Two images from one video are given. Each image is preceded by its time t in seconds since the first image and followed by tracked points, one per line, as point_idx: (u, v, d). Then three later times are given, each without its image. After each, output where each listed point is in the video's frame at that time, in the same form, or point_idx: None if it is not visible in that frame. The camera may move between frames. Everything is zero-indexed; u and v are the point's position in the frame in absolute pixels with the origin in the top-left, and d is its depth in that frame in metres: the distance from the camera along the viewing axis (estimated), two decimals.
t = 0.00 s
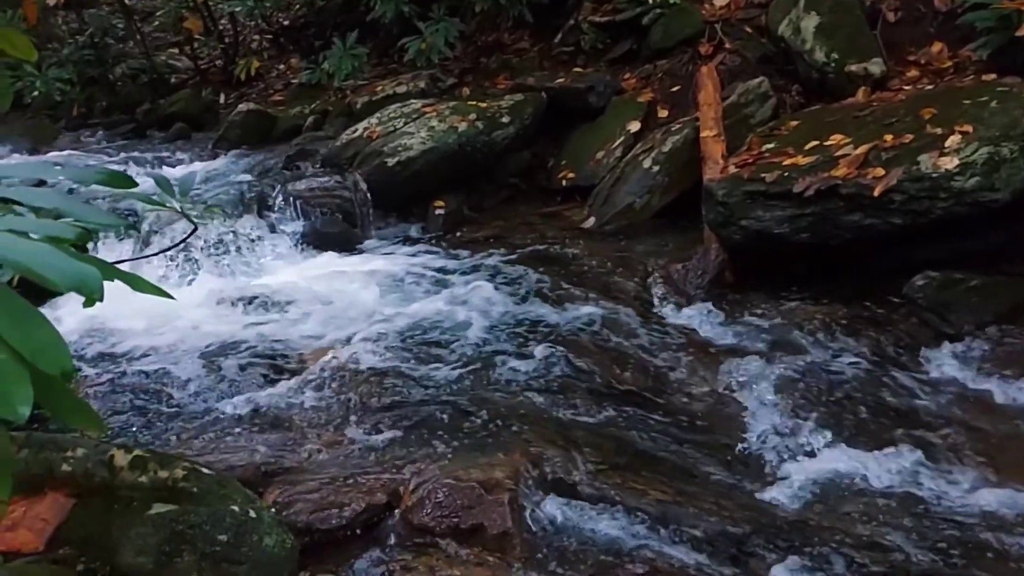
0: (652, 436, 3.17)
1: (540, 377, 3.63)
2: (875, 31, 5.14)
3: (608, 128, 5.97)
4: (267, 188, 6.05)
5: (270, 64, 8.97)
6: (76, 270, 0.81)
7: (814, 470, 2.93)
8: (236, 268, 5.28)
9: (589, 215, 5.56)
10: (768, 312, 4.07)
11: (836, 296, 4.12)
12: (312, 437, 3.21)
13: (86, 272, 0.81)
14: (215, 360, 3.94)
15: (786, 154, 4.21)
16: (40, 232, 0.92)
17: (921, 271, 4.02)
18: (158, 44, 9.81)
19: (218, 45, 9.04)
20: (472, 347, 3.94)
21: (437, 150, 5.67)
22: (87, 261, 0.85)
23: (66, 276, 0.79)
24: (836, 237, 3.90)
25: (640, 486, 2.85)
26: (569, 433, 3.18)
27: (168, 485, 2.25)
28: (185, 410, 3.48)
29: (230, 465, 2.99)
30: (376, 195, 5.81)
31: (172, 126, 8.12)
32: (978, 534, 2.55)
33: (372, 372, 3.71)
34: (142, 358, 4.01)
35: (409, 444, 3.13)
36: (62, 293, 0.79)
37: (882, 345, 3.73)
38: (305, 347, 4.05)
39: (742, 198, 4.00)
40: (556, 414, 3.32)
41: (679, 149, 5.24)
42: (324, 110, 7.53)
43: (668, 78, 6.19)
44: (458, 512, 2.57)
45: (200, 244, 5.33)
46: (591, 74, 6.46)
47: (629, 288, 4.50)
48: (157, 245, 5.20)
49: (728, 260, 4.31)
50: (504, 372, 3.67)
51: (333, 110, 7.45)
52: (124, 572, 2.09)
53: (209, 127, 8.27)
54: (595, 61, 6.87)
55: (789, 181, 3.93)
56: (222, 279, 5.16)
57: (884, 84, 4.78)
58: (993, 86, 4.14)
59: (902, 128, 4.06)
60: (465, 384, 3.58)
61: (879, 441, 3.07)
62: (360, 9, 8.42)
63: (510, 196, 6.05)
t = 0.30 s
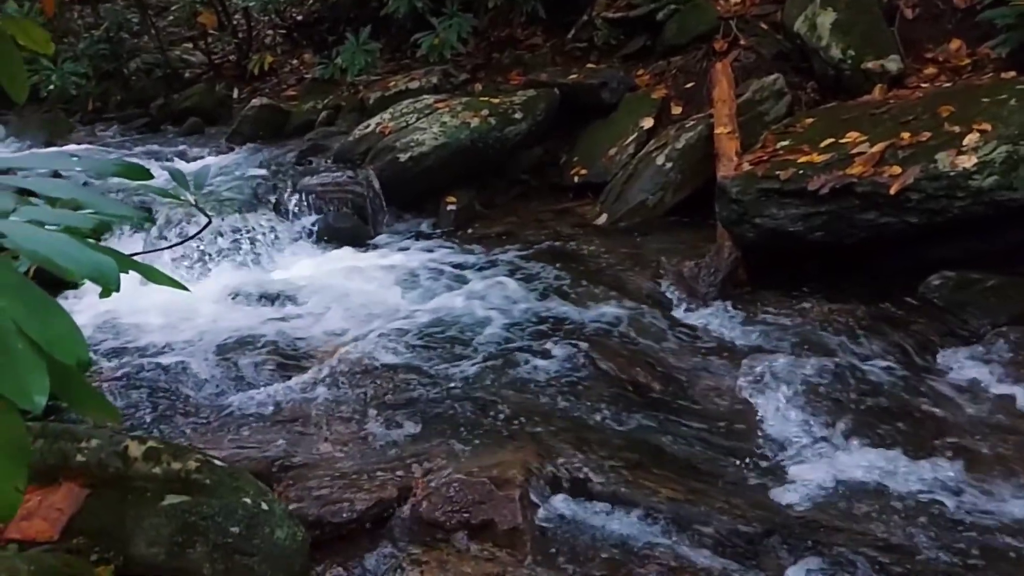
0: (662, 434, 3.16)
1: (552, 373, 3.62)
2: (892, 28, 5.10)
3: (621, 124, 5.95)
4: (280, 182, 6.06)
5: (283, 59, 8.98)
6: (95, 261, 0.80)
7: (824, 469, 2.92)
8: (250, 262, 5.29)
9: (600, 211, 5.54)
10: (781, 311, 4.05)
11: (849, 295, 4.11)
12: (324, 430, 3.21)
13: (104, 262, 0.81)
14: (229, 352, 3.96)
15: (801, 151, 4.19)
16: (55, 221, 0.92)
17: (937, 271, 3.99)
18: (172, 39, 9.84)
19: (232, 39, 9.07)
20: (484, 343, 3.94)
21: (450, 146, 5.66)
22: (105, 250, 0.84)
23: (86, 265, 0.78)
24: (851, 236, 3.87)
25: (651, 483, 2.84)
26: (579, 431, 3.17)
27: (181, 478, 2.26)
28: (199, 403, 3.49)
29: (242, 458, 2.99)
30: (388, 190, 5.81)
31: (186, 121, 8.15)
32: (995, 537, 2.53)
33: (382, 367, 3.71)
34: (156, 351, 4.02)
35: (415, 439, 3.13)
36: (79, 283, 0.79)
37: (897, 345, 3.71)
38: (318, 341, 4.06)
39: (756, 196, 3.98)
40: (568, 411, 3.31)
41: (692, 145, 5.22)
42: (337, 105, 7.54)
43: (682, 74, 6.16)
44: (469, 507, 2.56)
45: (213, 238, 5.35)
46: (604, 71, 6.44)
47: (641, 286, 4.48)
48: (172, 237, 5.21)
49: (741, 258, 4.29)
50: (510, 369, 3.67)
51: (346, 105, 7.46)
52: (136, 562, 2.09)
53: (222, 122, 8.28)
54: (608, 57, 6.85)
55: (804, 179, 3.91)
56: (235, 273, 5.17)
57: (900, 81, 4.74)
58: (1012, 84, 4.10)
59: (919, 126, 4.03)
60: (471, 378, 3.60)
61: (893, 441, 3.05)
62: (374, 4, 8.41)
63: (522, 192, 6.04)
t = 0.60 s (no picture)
0: (675, 434, 3.14)
1: (566, 372, 3.61)
2: (913, 28, 5.06)
3: (637, 123, 5.93)
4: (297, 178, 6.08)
5: (300, 56, 9.01)
6: (117, 254, 0.80)
7: (837, 471, 2.90)
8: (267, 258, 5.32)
9: (615, 211, 5.52)
10: (797, 312, 4.03)
11: (866, 298, 4.08)
12: (339, 425, 3.22)
13: (125, 256, 0.81)
14: (246, 345, 4.00)
15: (819, 151, 4.16)
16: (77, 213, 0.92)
17: (956, 274, 3.96)
18: (191, 36, 9.88)
19: (251, 37, 9.12)
20: (499, 341, 3.94)
21: (465, 144, 5.66)
22: (126, 245, 0.85)
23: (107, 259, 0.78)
24: (869, 237, 3.84)
25: (665, 484, 2.83)
26: (592, 430, 3.16)
27: (197, 470, 2.26)
28: (216, 396, 3.51)
29: (259, 451, 3.00)
30: (403, 187, 5.81)
31: (203, 117, 8.18)
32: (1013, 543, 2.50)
33: (396, 363, 3.73)
34: (174, 345, 4.04)
35: (427, 435, 3.14)
36: (101, 275, 0.79)
37: (914, 347, 3.67)
38: (333, 336, 4.09)
39: (773, 196, 3.96)
40: (582, 410, 3.30)
41: (708, 145, 5.19)
42: (353, 102, 7.55)
43: (699, 74, 6.13)
44: (482, 505, 2.56)
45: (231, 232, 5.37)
46: (621, 69, 6.42)
47: (655, 285, 4.47)
48: (191, 231, 5.24)
49: (757, 259, 4.27)
50: (524, 367, 3.67)
51: (362, 103, 7.47)
52: (153, 554, 2.10)
53: (240, 118, 8.32)
54: (625, 56, 6.83)
55: (822, 179, 3.88)
56: (252, 268, 5.19)
57: (922, 81, 4.69)
58: None
59: (940, 127, 3.99)
60: (485, 376, 3.59)
61: (911, 445, 3.02)
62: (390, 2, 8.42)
63: (536, 190, 6.04)
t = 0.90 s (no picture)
0: (689, 437, 3.13)
1: (581, 372, 3.61)
2: (934, 30, 5.01)
3: (654, 123, 5.91)
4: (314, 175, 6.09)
5: (318, 55, 9.04)
6: (140, 249, 0.83)
7: (854, 478, 2.88)
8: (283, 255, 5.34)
9: (631, 212, 5.50)
10: (814, 316, 4.01)
11: (885, 302, 4.05)
12: (353, 422, 3.23)
13: (148, 251, 0.83)
14: (261, 340, 4.03)
15: (838, 153, 4.13)
16: (97, 208, 0.94)
17: (976, 279, 3.91)
18: (210, 35, 9.94)
19: (269, 36, 9.16)
20: (515, 342, 3.93)
21: (481, 144, 5.66)
22: (148, 239, 0.87)
23: (131, 254, 0.81)
24: (889, 240, 3.81)
25: (680, 486, 2.81)
26: (606, 431, 3.15)
27: (213, 466, 2.27)
28: (233, 392, 3.52)
29: (275, 448, 3.01)
30: (419, 186, 5.82)
31: (221, 115, 8.23)
32: None
33: (407, 360, 3.74)
34: (191, 342, 4.06)
35: (438, 432, 3.15)
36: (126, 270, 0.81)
37: (933, 352, 3.64)
38: (348, 333, 4.12)
39: (792, 197, 3.93)
40: (596, 411, 3.29)
41: (726, 146, 5.17)
42: (370, 101, 7.57)
43: (717, 74, 6.10)
44: (496, 505, 2.55)
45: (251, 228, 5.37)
46: (638, 70, 6.40)
47: (671, 287, 4.45)
48: (209, 227, 5.27)
49: (775, 261, 4.24)
50: (537, 367, 3.67)
51: (379, 102, 7.49)
52: (171, 547, 2.12)
53: (258, 117, 8.36)
54: (642, 56, 6.82)
55: (841, 181, 3.85)
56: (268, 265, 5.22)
57: (944, 83, 4.64)
58: None
59: (962, 129, 3.95)
60: (498, 375, 3.60)
61: (930, 450, 2.98)
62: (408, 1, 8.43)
63: (552, 191, 6.03)
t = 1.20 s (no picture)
0: (705, 440, 3.11)
1: (593, 374, 3.61)
2: (955, 32, 4.97)
3: (670, 125, 5.89)
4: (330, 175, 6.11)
5: (335, 55, 9.06)
6: (161, 247, 0.86)
7: (869, 483, 2.86)
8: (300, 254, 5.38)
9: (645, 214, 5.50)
10: (830, 320, 3.99)
11: (903, 309, 4.01)
12: (367, 421, 3.24)
13: (169, 249, 0.86)
14: (277, 338, 4.05)
15: (856, 156, 4.11)
16: (124, 207, 0.96)
17: (996, 284, 3.87)
18: (228, 35, 10.00)
19: (286, 36, 9.20)
20: (530, 342, 3.93)
21: (496, 145, 5.67)
22: (168, 236, 0.90)
23: (153, 252, 0.84)
24: (907, 244, 3.78)
25: (693, 489, 2.80)
26: (620, 434, 3.14)
27: (229, 463, 2.27)
28: (249, 389, 3.54)
29: (291, 446, 3.02)
30: (434, 186, 5.84)
31: (238, 114, 8.26)
32: None
33: (421, 360, 3.75)
34: (208, 339, 4.08)
35: (450, 433, 3.15)
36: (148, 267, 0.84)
37: (951, 359, 3.60)
38: (362, 331, 4.14)
39: (809, 200, 3.91)
40: (611, 414, 3.28)
41: (742, 148, 5.15)
42: (385, 101, 7.59)
43: (734, 75, 6.08)
44: (509, 506, 2.55)
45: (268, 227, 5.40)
46: (655, 71, 6.38)
47: (686, 290, 4.44)
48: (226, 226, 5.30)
49: (792, 265, 4.22)
50: (551, 368, 3.67)
51: (395, 102, 7.51)
52: (186, 543, 2.11)
53: (275, 117, 8.40)
54: (659, 57, 6.80)
55: (859, 185, 3.83)
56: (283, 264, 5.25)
57: (964, 86, 4.59)
58: None
59: (982, 133, 3.92)
60: (512, 375, 3.60)
61: (948, 458, 2.96)
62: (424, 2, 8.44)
63: (565, 192, 6.04)
